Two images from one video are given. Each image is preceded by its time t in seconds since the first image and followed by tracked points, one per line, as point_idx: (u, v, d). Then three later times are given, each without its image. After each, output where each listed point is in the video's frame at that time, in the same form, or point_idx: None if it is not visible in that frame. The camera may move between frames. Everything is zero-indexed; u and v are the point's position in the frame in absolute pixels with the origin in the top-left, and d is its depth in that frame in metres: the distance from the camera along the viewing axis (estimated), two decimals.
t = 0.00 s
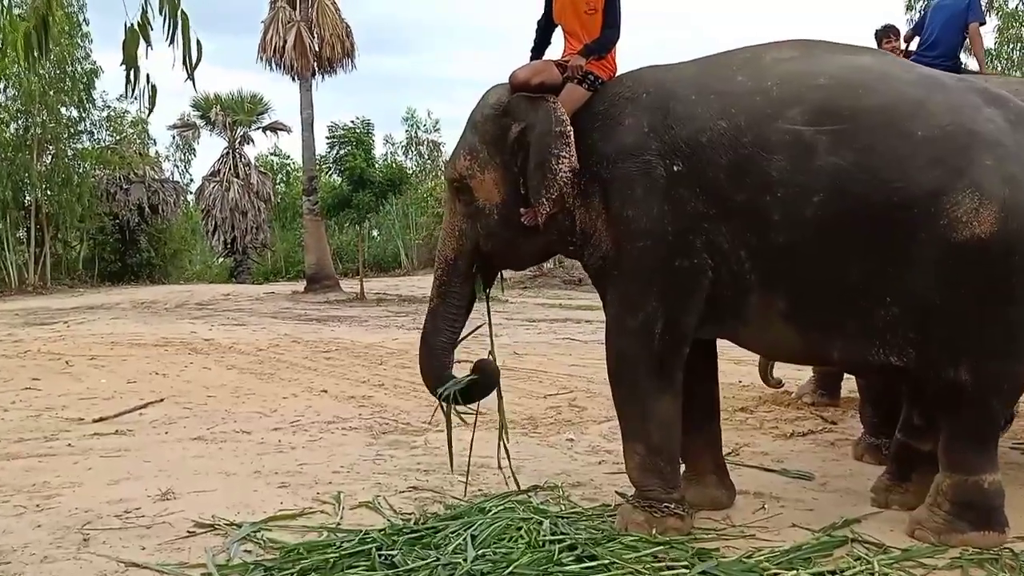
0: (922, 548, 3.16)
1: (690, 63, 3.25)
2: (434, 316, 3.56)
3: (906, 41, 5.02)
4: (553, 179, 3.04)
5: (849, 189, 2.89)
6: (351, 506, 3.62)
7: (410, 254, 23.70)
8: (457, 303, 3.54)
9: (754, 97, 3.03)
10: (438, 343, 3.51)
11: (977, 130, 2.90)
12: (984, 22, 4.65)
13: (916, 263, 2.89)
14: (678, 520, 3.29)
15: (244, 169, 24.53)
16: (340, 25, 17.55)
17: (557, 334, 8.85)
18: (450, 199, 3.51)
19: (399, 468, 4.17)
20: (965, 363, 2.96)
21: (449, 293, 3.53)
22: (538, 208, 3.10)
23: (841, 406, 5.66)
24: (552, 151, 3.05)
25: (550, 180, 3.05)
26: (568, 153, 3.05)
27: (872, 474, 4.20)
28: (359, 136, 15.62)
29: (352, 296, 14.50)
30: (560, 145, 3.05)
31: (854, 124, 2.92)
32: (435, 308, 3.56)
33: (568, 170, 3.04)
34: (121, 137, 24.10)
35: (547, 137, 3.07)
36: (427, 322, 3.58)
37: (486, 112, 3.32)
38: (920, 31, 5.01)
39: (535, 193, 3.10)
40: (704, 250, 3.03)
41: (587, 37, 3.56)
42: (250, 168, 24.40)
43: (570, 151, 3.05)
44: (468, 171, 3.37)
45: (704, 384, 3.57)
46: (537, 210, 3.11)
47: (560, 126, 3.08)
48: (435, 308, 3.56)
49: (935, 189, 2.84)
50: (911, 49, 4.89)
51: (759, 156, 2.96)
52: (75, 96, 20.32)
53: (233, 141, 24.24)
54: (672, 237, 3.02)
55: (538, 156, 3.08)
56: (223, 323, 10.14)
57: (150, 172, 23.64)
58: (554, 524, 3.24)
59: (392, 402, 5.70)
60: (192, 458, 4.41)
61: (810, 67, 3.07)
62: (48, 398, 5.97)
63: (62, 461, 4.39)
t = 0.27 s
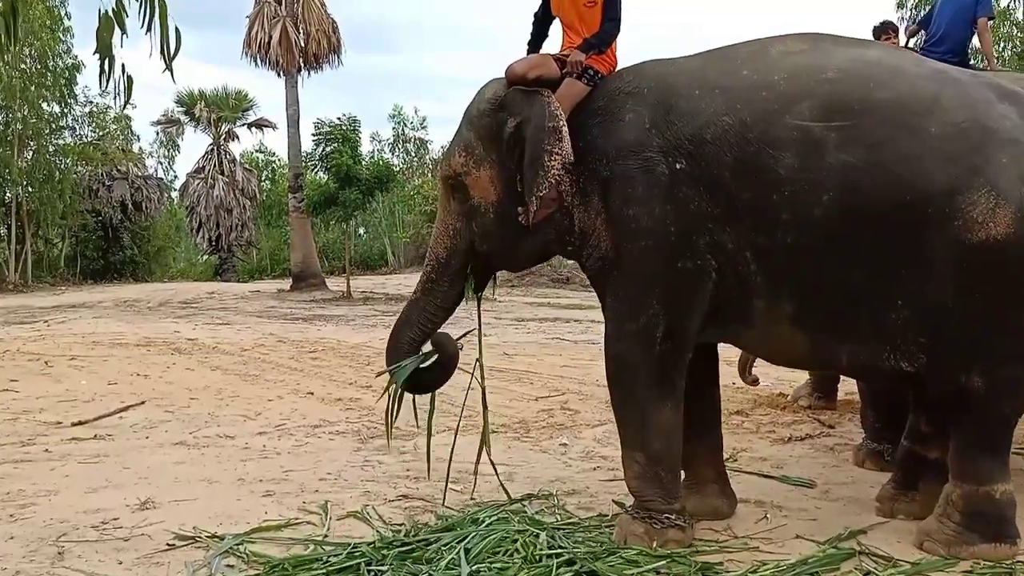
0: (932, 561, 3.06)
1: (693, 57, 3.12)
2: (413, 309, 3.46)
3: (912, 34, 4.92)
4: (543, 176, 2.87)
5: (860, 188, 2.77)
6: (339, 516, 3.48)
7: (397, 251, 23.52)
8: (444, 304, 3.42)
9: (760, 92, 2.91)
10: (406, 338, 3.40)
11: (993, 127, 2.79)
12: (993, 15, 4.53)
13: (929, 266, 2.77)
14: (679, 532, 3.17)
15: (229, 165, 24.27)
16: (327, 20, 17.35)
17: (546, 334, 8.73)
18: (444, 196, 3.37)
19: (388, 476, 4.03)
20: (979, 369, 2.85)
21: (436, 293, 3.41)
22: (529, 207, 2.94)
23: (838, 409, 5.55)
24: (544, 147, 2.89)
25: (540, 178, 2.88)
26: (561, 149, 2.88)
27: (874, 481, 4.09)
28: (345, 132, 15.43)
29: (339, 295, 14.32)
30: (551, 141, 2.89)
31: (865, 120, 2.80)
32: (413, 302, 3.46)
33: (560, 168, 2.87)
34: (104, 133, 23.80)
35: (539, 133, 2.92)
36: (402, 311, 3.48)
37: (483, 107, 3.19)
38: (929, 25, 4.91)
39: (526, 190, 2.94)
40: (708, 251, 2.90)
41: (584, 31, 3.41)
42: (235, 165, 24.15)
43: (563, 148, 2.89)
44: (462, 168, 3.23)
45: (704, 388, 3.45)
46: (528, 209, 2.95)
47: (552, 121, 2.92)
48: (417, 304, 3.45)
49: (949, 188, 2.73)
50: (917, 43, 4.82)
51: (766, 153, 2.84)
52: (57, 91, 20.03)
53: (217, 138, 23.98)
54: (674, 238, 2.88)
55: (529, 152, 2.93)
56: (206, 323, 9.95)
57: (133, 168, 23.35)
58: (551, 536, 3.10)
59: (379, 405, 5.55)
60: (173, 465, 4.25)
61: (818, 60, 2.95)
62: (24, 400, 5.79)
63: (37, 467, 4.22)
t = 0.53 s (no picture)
0: (934, 558, 3.01)
1: (695, 42, 3.04)
2: (404, 297, 3.38)
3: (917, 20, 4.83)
4: (541, 161, 2.80)
5: (866, 179, 2.70)
6: (328, 512, 3.40)
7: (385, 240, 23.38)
8: (434, 292, 3.34)
9: (765, 78, 2.83)
10: (398, 326, 3.33)
11: (1003, 116, 2.72)
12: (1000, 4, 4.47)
13: (936, 258, 2.71)
14: (676, 529, 3.10)
15: (215, 152, 24.05)
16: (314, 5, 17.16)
17: (537, 324, 8.65)
18: (436, 182, 3.28)
19: (378, 470, 3.95)
20: (985, 364, 2.78)
21: (429, 280, 3.33)
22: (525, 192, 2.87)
23: (833, 401, 5.50)
24: (542, 130, 2.82)
25: (537, 162, 2.81)
26: (559, 133, 2.81)
27: (872, 475, 4.03)
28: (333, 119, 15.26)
29: (326, 283, 14.20)
30: (550, 124, 2.81)
31: (873, 108, 2.73)
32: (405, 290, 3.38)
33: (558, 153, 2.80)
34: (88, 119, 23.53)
35: (538, 117, 2.84)
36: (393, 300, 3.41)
37: (478, 89, 3.10)
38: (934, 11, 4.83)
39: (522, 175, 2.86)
40: (709, 242, 2.83)
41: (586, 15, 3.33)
42: (221, 152, 23.92)
43: (561, 132, 2.82)
44: (455, 152, 3.14)
45: (703, 381, 3.38)
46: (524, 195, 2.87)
47: (552, 106, 2.84)
48: (408, 292, 3.38)
49: (959, 179, 2.67)
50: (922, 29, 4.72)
51: (771, 142, 2.76)
52: (39, 75, 19.76)
53: (203, 124, 23.74)
54: (675, 228, 2.80)
55: (527, 137, 2.84)
56: (192, 311, 9.83)
57: (118, 154, 23.09)
58: (546, 534, 3.01)
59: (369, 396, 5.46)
60: (158, 459, 4.16)
61: (825, 47, 2.87)
62: (6, 391, 5.67)
63: (18, 461, 4.12)
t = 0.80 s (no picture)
0: (926, 552, 2.96)
1: (689, 28, 2.99)
2: (393, 291, 3.32)
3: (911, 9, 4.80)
4: (534, 150, 2.75)
5: (863, 168, 2.66)
6: (311, 507, 3.33)
7: (364, 230, 23.23)
8: (423, 284, 3.28)
9: (761, 65, 2.79)
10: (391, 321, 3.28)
11: (1000, 106, 2.69)
12: None
13: (932, 249, 2.67)
14: (667, 523, 3.04)
15: (191, 140, 23.76)
16: None
17: (519, 315, 8.60)
18: (424, 169, 3.21)
19: (361, 463, 3.88)
20: (979, 356, 2.76)
21: (418, 271, 3.26)
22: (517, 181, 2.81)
23: (815, 392, 5.48)
24: (535, 118, 2.76)
25: (530, 151, 2.76)
26: (552, 121, 2.76)
27: (859, 467, 4.01)
28: (312, 107, 15.09)
29: (305, 274, 14.07)
30: (543, 112, 2.76)
31: (870, 97, 2.69)
32: (393, 284, 3.32)
33: (551, 142, 2.75)
34: (61, 105, 23.18)
35: (531, 104, 2.78)
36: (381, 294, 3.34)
37: (466, 75, 3.03)
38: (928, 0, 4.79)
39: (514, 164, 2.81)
40: (702, 232, 2.79)
41: None
42: (197, 140, 23.65)
43: (554, 120, 2.76)
44: (444, 140, 3.07)
45: (692, 373, 3.33)
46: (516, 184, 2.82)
47: (545, 92, 2.79)
48: (396, 284, 3.31)
49: (956, 169, 2.63)
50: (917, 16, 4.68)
51: (766, 130, 2.72)
52: (11, 61, 19.40)
53: (179, 112, 23.45)
54: (668, 218, 2.76)
55: (519, 124, 2.78)
56: (168, 301, 9.68)
57: (92, 142, 22.76)
58: (535, 529, 2.96)
59: (350, 388, 5.38)
60: (134, 452, 4.06)
61: (821, 33, 2.83)
62: None
63: None
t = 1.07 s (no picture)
0: (920, 545, 2.93)
1: (682, 16, 2.94)
2: (385, 290, 3.23)
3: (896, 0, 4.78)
4: (529, 140, 2.71)
5: (860, 158, 2.63)
6: (295, 506, 3.24)
7: (336, 224, 23.05)
8: (413, 280, 3.20)
9: (755, 54, 2.75)
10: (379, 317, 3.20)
11: (997, 95, 2.65)
12: None
13: (928, 239, 2.64)
14: (659, 519, 3.00)
15: (159, 132, 23.40)
16: None
17: (497, 308, 8.54)
18: (410, 162, 3.14)
19: (344, 461, 3.80)
20: (974, 347, 2.72)
21: (407, 267, 3.19)
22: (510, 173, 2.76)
23: (797, 384, 5.48)
24: (528, 108, 2.71)
25: (525, 142, 2.71)
26: (545, 111, 2.71)
27: (846, 459, 4.00)
28: (284, 99, 14.90)
29: (278, 267, 13.91)
30: (537, 102, 2.71)
31: (865, 86, 2.66)
32: (383, 283, 3.24)
33: (545, 132, 2.71)
34: (25, 96, 22.72)
35: (524, 94, 2.73)
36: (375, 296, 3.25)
37: (455, 64, 2.97)
38: None
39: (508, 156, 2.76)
40: (697, 224, 2.74)
41: None
42: (165, 132, 23.31)
43: (547, 109, 2.71)
44: (432, 131, 3.00)
45: (681, 363, 3.28)
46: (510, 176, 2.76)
47: (539, 81, 2.73)
48: (386, 282, 3.23)
49: (953, 158, 2.59)
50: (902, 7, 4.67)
51: (762, 119, 2.69)
52: None
53: (146, 103, 23.09)
54: (663, 209, 2.70)
55: (513, 114, 2.73)
56: (139, 296, 9.51)
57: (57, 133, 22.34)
58: (527, 527, 2.90)
59: (329, 383, 5.30)
60: (110, 451, 3.95)
61: (816, 21, 2.79)
62: None
63: None
